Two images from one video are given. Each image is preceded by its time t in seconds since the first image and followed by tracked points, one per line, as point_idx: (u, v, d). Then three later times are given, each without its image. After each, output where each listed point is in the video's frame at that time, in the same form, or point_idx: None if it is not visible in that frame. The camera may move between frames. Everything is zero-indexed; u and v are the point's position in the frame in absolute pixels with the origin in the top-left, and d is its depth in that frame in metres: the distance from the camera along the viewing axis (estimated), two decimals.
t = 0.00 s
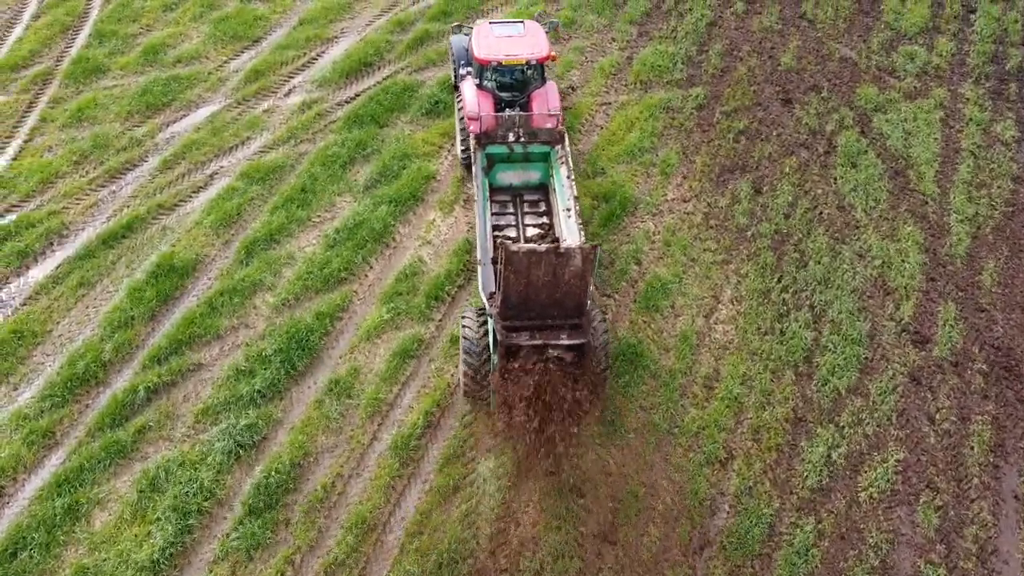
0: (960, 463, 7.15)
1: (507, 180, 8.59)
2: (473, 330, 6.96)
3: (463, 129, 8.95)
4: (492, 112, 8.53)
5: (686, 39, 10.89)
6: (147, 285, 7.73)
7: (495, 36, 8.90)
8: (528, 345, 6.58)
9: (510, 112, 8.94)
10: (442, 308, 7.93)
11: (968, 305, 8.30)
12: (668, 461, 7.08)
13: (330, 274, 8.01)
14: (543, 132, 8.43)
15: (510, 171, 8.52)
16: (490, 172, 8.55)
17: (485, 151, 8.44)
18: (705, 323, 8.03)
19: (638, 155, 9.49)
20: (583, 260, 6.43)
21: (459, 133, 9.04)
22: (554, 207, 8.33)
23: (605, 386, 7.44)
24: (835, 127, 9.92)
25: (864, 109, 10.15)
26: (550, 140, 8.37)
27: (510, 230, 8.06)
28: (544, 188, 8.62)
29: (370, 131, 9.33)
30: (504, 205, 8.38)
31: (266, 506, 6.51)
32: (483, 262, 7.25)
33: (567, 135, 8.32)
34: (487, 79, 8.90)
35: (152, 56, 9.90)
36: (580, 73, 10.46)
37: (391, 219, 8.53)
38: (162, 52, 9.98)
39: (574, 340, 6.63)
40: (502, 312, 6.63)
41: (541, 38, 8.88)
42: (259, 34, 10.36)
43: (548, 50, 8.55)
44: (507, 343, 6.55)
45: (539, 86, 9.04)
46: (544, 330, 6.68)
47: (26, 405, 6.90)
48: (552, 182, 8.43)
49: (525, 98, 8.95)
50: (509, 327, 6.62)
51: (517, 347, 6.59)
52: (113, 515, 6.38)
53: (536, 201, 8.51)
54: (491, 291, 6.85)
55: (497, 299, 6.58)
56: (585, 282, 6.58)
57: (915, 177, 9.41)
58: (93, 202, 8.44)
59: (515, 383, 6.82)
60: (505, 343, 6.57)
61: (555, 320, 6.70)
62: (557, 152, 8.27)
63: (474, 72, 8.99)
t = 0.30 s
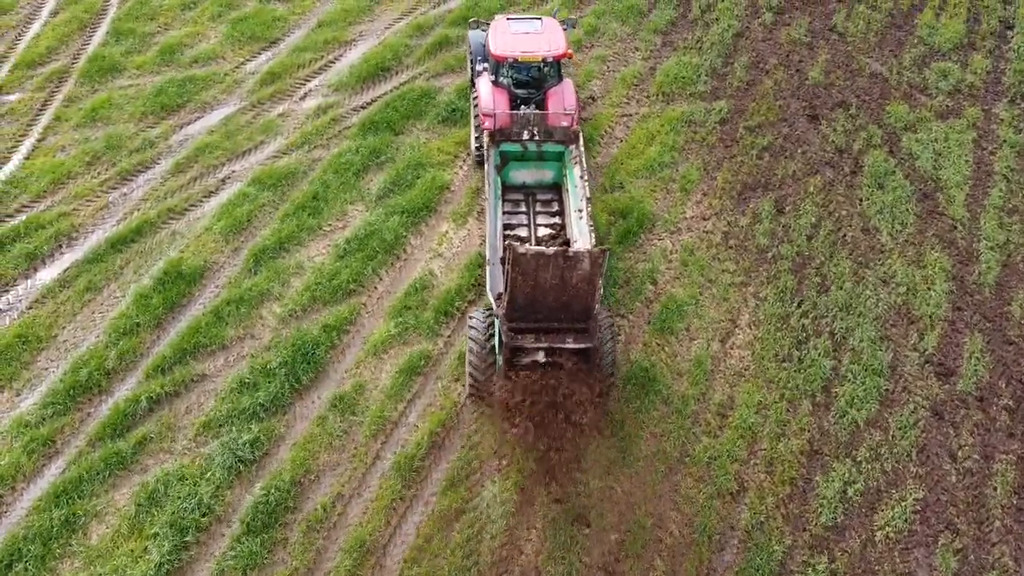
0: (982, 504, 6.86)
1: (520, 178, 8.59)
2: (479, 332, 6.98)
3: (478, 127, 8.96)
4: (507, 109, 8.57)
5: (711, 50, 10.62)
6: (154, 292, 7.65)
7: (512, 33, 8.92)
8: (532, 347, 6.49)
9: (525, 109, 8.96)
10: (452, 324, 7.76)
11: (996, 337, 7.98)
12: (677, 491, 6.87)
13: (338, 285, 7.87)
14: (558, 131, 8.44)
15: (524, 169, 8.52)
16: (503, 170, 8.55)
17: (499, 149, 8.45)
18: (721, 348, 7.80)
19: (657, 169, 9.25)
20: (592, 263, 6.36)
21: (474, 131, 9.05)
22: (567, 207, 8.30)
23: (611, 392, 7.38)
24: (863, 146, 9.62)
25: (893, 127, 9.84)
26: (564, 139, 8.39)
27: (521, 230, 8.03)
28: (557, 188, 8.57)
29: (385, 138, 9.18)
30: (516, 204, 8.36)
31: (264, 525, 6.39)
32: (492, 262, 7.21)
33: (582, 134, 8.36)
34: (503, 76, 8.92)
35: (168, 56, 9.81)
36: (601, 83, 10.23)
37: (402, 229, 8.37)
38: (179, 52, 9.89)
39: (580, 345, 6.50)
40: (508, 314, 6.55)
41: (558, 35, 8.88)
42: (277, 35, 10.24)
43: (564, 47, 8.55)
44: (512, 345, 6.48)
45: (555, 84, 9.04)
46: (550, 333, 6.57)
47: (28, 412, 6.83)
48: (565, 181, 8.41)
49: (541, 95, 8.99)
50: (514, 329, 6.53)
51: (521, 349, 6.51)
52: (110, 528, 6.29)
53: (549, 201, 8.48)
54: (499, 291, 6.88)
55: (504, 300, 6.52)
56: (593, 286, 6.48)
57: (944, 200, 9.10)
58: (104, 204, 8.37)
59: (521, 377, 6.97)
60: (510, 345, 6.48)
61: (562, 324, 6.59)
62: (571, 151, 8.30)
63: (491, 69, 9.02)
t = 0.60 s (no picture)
0: (996, 542, 6.61)
1: (529, 176, 8.54)
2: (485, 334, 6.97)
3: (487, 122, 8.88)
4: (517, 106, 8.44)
5: (729, 60, 10.37)
6: (154, 302, 7.54)
7: (522, 28, 8.77)
8: (539, 348, 6.45)
9: (534, 106, 8.84)
10: (455, 341, 7.61)
11: (1015, 367, 7.71)
12: (680, 521, 6.67)
13: (341, 298, 7.73)
14: (568, 129, 8.35)
15: (533, 167, 8.47)
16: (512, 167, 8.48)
17: (508, 146, 8.36)
18: (730, 371, 7.59)
19: (670, 184, 9.04)
20: (601, 265, 6.39)
21: (483, 126, 8.97)
22: (575, 206, 8.22)
23: (618, 392, 7.13)
24: (883, 163, 9.36)
25: (914, 144, 9.57)
26: (575, 137, 8.29)
27: (529, 228, 7.97)
28: (566, 186, 8.52)
29: (393, 146, 9.02)
30: (524, 202, 8.30)
31: (258, 546, 6.27)
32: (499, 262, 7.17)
33: (592, 134, 8.28)
34: (512, 72, 8.79)
35: (176, 57, 9.69)
36: (615, 93, 10.02)
37: (408, 241, 8.22)
38: (187, 53, 9.76)
39: (587, 347, 6.47)
40: (516, 314, 6.52)
41: (569, 32, 8.72)
42: (287, 38, 10.09)
43: (574, 44, 8.39)
44: (519, 346, 6.43)
45: (565, 80, 8.92)
46: (557, 335, 6.54)
47: (23, 424, 6.76)
48: (574, 180, 8.34)
49: (551, 91, 8.84)
50: (521, 329, 6.48)
51: (528, 350, 6.47)
52: (101, 546, 6.20)
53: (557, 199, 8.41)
54: (506, 291, 6.86)
55: (511, 301, 6.48)
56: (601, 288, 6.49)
57: (966, 222, 8.82)
58: (106, 209, 8.27)
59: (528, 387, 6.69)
60: (517, 345, 6.45)
61: (568, 326, 6.58)
62: (581, 151, 8.20)
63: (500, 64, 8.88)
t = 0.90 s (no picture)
0: None
1: (529, 174, 8.45)
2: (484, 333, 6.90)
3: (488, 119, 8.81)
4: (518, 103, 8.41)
5: (736, 69, 10.16)
6: (146, 316, 7.41)
7: (525, 26, 8.79)
8: (539, 348, 6.36)
9: (536, 103, 8.77)
10: (451, 358, 7.45)
11: None
12: (679, 550, 6.48)
13: (336, 313, 7.58)
14: (569, 127, 8.30)
15: (533, 165, 8.37)
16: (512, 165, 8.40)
17: (508, 143, 8.28)
18: (733, 394, 7.40)
19: (674, 198, 8.84)
20: (602, 265, 6.26)
21: (484, 123, 8.89)
22: (575, 205, 8.14)
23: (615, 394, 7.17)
24: (893, 177, 9.13)
25: (926, 158, 9.34)
26: (576, 135, 8.21)
27: (528, 227, 7.89)
28: (566, 185, 8.43)
29: (392, 156, 8.85)
30: (524, 200, 8.23)
31: (246, 571, 6.13)
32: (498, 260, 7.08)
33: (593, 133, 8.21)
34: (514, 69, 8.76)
35: (174, 62, 9.54)
36: (620, 102, 9.82)
37: (405, 255, 8.06)
38: (185, 58, 9.61)
39: (587, 348, 6.38)
40: (515, 314, 6.42)
41: (572, 30, 8.75)
42: (287, 43, 9.92)
43: (577, 41, 8.40)
44: (518, 347, 6.32)
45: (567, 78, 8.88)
46: (556, 335, 6.44)
47: (11, 441, 6.64)
48: (575, 179, 8.25)
49: (553, 89, 8.77)
50: (520, 330, 6.39)
51: (527, 350, 6.37)
52: (86, 569, 6.08)
53: (557, 197, 8.33)
54: (505, 291, 6.75)
55: (511, 301, 6.37)
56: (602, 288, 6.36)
57: (978, 240, 8.60)
58: (100, 219, 8.14)
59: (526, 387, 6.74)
60: (516, 346, 6.35)
61: (568, 327, 6.48)
62: (582, 149, 8.11)
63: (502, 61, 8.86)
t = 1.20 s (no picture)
0: None
1: (525, 172, 8.37)
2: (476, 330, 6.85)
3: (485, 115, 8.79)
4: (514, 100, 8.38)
5: (740, 78, 9.96)
6: (134, 332, 7.26)
7: (522, 22, 8.66)
8: (530, 349, 6.35)
9: (533, 101, 8.76)
10: (445, 378, 7.28)
11: None
12: None
13: (328, 330, 7.42)
14: (565, 124, 8.23)
15: (529, 162, 8.28)
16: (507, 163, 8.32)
17: (504, 141, 8.21)
18: (733, 416, 7.23)
19: (675, 211, 8.66)
20: (593, 265, 6.20)
21: (480, 119, 8.88)
22: (571, 203, 8.06)
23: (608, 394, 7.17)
24: (899, 191, 8.94)
25: (932, 170, 9.14)
26: (571, 132, 8.16)
27: (524, 225, 7.81)
28: (562, 182, 8.34)
29: (388, 167, 8.68)
30: (520, 197, 8.15)
31: None
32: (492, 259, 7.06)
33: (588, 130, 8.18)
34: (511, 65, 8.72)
35: (166, 69, 9.36)
36: (620, 112, 9.63)
37: (399, 269, 7.90)
38: (178, 64, 9.44)
39: (580, 349, 6.36)
40: (506, 314, 6.41)
41: (570, 26, 8.61)
42: (282, 49, 9.74)
43: (575, 39, 8.28)
44: (509, 347, 6.32)
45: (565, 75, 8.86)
46: (548, 336, 6.42)
47: None
48: (570, 176, 8.18)
49: (550, 86, 8.79)
50: (512, 330, 6.39)
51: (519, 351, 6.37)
52: None
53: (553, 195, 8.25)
54: (498, 292, 6.72)
55: (503, 301, 6.36)
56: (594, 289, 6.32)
57: (986, 256, 8.41)
58: (88, 231, 7.99)
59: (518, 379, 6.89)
60: (508, 347, 6.36)
61: (560, 327, 6.47)
62: (577, 146, 8.09)
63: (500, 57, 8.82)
